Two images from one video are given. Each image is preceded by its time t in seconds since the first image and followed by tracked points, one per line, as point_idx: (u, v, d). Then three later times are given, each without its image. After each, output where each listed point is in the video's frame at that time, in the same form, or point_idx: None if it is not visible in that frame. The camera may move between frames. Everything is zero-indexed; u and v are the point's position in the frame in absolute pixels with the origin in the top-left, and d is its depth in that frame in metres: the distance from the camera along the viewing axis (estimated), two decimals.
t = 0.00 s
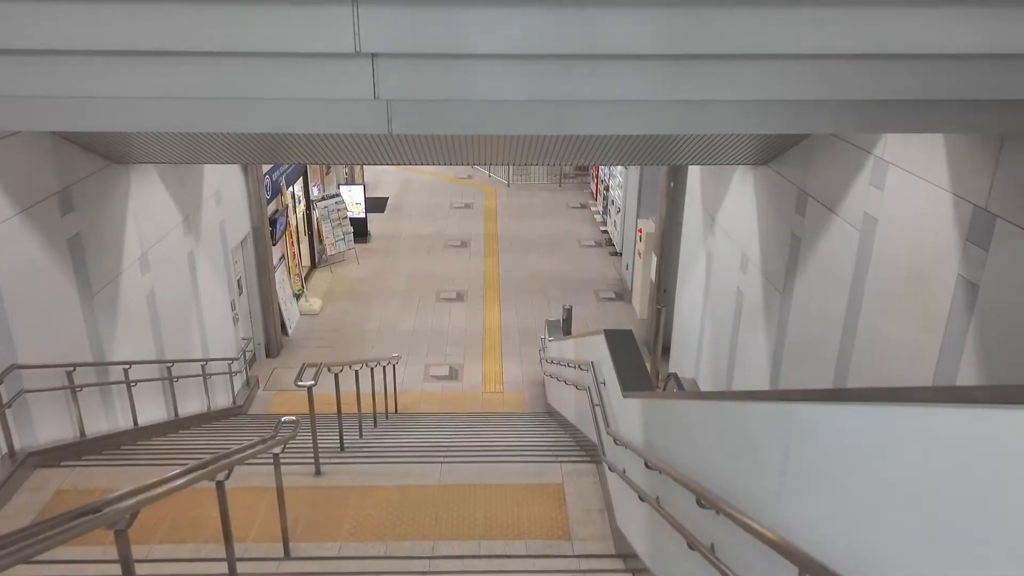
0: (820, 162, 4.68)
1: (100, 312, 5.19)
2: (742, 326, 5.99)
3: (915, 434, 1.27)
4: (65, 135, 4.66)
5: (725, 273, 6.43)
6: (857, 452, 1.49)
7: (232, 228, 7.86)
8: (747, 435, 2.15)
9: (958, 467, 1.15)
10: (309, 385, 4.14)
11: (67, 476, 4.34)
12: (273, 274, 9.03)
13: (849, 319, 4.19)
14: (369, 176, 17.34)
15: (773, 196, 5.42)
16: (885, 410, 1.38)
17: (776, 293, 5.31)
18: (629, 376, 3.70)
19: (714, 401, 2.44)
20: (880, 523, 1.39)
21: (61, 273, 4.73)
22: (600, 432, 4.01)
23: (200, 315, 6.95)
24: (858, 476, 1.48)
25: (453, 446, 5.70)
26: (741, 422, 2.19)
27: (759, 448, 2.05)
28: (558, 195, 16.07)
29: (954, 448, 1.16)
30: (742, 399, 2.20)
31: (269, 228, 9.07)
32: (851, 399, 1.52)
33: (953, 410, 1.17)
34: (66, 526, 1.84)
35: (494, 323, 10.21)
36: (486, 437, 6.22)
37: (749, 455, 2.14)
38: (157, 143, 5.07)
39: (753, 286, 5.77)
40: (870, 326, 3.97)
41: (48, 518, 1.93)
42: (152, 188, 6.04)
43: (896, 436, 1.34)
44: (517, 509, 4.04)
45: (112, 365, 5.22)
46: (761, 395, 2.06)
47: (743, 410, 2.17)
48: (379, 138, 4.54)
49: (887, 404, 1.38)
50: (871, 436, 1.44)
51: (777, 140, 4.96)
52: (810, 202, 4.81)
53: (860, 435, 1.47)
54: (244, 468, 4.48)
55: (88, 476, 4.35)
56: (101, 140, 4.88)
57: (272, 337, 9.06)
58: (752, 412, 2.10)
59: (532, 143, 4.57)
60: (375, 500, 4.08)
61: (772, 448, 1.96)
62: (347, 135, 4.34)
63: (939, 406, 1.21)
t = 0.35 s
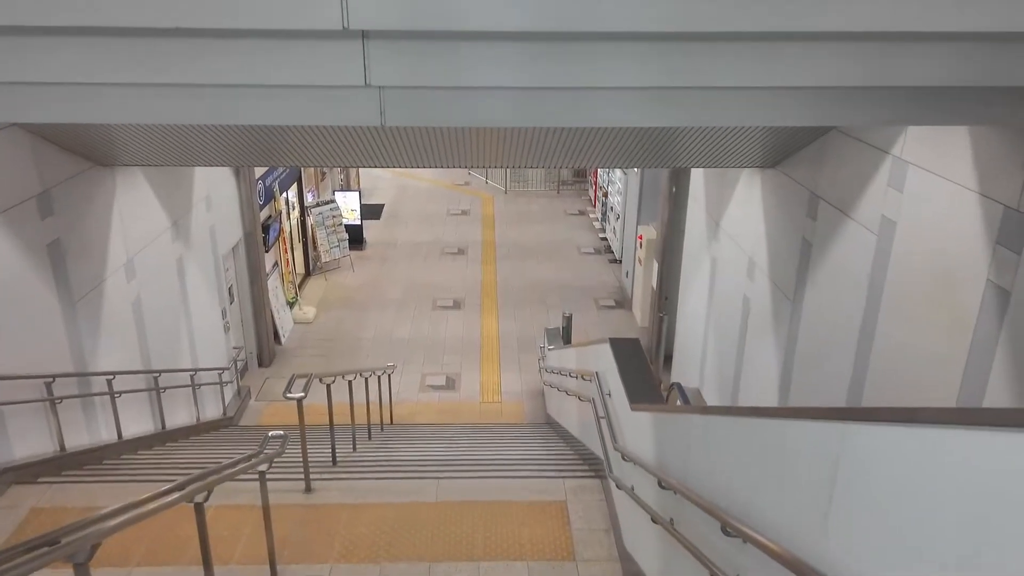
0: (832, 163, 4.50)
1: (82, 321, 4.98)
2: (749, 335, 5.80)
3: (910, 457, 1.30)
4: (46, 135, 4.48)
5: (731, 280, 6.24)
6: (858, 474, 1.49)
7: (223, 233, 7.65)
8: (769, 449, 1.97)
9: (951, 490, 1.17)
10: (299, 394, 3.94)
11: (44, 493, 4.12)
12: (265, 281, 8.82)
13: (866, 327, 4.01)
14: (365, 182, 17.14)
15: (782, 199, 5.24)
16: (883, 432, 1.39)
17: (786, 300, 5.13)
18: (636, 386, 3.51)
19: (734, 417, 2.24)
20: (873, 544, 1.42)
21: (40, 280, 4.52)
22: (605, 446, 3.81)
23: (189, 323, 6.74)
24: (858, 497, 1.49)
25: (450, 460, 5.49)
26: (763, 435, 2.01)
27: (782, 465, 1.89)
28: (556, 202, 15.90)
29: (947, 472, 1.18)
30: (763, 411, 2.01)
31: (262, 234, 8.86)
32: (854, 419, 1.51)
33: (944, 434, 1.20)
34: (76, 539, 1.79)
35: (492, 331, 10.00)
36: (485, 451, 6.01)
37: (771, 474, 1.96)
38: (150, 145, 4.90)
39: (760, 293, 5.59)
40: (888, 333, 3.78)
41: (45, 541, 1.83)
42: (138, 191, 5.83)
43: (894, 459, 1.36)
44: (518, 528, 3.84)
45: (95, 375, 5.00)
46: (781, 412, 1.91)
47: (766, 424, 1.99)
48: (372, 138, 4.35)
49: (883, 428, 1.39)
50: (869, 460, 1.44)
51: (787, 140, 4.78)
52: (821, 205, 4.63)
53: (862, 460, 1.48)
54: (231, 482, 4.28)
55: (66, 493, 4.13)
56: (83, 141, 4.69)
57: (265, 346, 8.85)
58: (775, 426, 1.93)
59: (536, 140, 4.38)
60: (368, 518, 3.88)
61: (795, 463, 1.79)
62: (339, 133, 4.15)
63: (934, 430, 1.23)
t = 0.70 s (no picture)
0: (844, 170, 4.33)
1: (63, 334, 4.77)
2: (755, 349, 5.62)
3: (890, 478, 1.34)
4: (26, 141, 4.30)
5: (737, 291, 6.05)
6: (870, 496, 1.44)
7: (214, 245, 7.46)
8: (795, 474, 1.79)
9: (972, 521, 1.13)
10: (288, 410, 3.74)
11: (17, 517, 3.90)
12: (258, 295, 8.63)
13: (882, 341, 3.83)
14: (361, 195, 16.97)
15: (790, 209, 5.08)
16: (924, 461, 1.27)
17: (795, 312, 4.94)
18: (642, 403, 3.31)
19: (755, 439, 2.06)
20: (860, 558, 1.46)
21: (18, 292, 4.32)
22: (610, 468, 3.61)
23: (177, 337, 6.54)
24: (845, 512, 1.53)
25: (447, 480, 5.28)
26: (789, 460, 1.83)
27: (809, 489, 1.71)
28: (554, 215, 15.73)
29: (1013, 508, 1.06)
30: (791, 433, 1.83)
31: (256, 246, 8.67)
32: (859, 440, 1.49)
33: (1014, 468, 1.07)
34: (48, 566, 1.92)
35: (490, 346, 9.80)
36: (483, 469, 5.80)
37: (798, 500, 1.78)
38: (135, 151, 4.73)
39: (768, 306, 5.40)
40: (905, 348, 3.60)
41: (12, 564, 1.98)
42: (125, 201, 5.64)
43: (879, 480, 1.40)
44: (518, 553, 3.62)
45: (76, 392, 4.80)
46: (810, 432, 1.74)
47: (792, 449, 1.81)
48: (365, 142, 4.17)
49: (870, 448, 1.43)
50: (859, 479, 1.47)
51: (796, 148, 4.61)
52: (832, 214, 4.47)
53: (850, 476, 1.51)
54: (214, 504, 4.07)
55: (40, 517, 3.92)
56: (65, 147, 4.51)
57: (257, 361, 8.63)
58: (803, 452, 1.75)
59: (537, 147, 4.21)
60: (360, 542, 3.67)
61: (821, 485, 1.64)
62: (330, 137, 3.97)
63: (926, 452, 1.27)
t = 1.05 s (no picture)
0: (863, 168, 4.13)
1: (44, 340, 4.56)
2: (766, 357, 5.41)
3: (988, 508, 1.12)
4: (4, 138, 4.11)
5: (746, 297, 5.84)
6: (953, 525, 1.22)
7: (207, 249, 7.26)
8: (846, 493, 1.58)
9: None
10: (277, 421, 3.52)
11: None
12: (253, 302, 8.42)
13: (906, 348, 3.62)
14: (360, 201, 16.79)
15: (802, 210, 4.88)
16: None
17: (810, 317, 4.73)
18: (654, 414, 3.10)
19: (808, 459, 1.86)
20: None
21: None
22: (620, 483, 3.39)
23: (168, 344, 6.33)
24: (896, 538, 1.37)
25: (446, 493, 5.06)
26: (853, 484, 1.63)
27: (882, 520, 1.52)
28: (555, 220, 15.53)
29: None
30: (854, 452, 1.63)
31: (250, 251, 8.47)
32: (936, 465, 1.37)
33: None
34: None
35: (491, 353, 9.58)
36: (482, 482, 5.59)
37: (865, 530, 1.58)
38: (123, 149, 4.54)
39: (780, 311, 5.19)
40: (931, 355, 3.40)
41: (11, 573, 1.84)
42: (111, 202, 5.42)
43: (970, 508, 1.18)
44: (521, 573, 3.40)
45: (57, 401, 4.58)
46: (878, 455, 1.56)
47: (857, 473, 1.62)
48: (359, 138, 3.96)
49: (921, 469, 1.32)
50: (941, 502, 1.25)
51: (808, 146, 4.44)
52: (850, 214, 4.27)
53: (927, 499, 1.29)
54: (200, 520, 3.86)
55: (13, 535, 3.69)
56: (47, 146, 4.32)
57: (252, 369, 8.42)
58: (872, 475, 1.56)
59: (540, 143, 4.02)
60: (352, 562, 3.44)
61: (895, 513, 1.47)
62: (323, 131, 3.77)
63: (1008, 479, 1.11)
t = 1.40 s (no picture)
0: (880, 161, 3.96)
1: (27, 340, 4.38)
2: (776, 358, 5.24)
3: None
4: None
5: (754, 296, 5.66)
6: None
7: (201, 248, 7.09)
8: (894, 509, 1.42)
9: None
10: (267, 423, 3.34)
11: None
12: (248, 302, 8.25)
13: (927, 348, 3.45)
14: (358, 200, 16.62)
15: (815, 205, 4.71)
16: None
17: (823, 316, 4.56)
18: (664, 418, 2.93)
19: (840, 469, 1.69)
20: None
21: None
22: (628, 490, 3.21)
23: (160, 346, 6.16)
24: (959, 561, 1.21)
25: (445, 500, 4.87)
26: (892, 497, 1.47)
27: (926, 538, 1.36)
28: (556, 220, 15.37)
29: None
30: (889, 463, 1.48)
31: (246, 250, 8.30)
32: (983, 484, 1.23)
33: None
34: None
35: (491, 355, 9.41)
36: (482, 487, 5.41)
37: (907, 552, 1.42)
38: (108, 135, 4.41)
39: (791, 310, 5.02)
40: (957, 355, 3.21)
41: None
42: (98, 196, 5.25)
43: None
44: None
45: (41, 404, 4.41)
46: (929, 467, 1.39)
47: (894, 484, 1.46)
48: (354, 126, 3.80)
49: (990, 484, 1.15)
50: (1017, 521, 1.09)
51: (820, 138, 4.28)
52: (865, 209, 4.10)
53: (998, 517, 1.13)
54: (187, 529, 3.68)
55: None
56: (30, 137, 4.16)
57: (247, 370, 8.24)
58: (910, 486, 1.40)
59: (538, 132, 3.86)
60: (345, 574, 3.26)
61: (944, 531, 1.31)
62: (317, 117, 3.60)
63: None
